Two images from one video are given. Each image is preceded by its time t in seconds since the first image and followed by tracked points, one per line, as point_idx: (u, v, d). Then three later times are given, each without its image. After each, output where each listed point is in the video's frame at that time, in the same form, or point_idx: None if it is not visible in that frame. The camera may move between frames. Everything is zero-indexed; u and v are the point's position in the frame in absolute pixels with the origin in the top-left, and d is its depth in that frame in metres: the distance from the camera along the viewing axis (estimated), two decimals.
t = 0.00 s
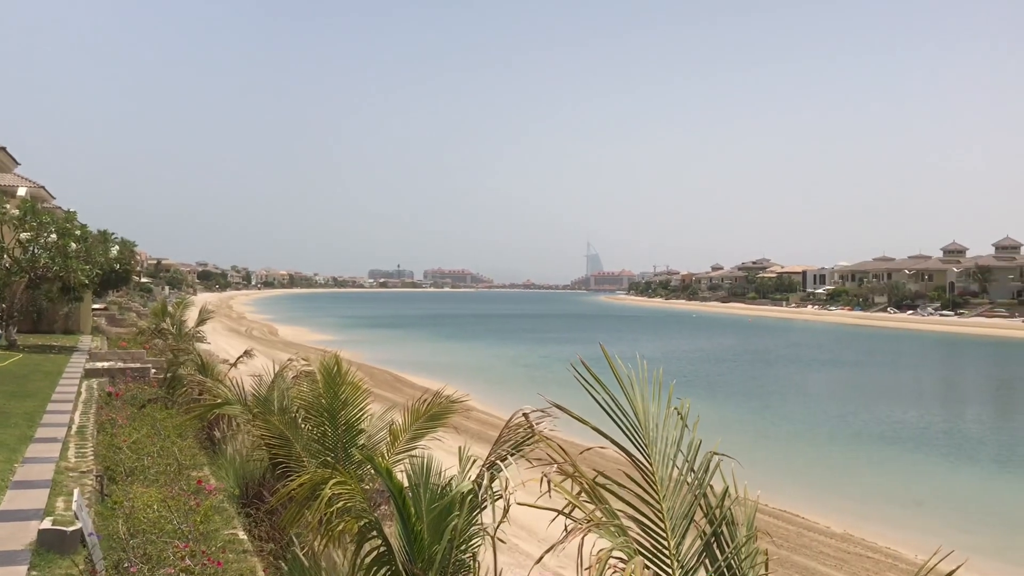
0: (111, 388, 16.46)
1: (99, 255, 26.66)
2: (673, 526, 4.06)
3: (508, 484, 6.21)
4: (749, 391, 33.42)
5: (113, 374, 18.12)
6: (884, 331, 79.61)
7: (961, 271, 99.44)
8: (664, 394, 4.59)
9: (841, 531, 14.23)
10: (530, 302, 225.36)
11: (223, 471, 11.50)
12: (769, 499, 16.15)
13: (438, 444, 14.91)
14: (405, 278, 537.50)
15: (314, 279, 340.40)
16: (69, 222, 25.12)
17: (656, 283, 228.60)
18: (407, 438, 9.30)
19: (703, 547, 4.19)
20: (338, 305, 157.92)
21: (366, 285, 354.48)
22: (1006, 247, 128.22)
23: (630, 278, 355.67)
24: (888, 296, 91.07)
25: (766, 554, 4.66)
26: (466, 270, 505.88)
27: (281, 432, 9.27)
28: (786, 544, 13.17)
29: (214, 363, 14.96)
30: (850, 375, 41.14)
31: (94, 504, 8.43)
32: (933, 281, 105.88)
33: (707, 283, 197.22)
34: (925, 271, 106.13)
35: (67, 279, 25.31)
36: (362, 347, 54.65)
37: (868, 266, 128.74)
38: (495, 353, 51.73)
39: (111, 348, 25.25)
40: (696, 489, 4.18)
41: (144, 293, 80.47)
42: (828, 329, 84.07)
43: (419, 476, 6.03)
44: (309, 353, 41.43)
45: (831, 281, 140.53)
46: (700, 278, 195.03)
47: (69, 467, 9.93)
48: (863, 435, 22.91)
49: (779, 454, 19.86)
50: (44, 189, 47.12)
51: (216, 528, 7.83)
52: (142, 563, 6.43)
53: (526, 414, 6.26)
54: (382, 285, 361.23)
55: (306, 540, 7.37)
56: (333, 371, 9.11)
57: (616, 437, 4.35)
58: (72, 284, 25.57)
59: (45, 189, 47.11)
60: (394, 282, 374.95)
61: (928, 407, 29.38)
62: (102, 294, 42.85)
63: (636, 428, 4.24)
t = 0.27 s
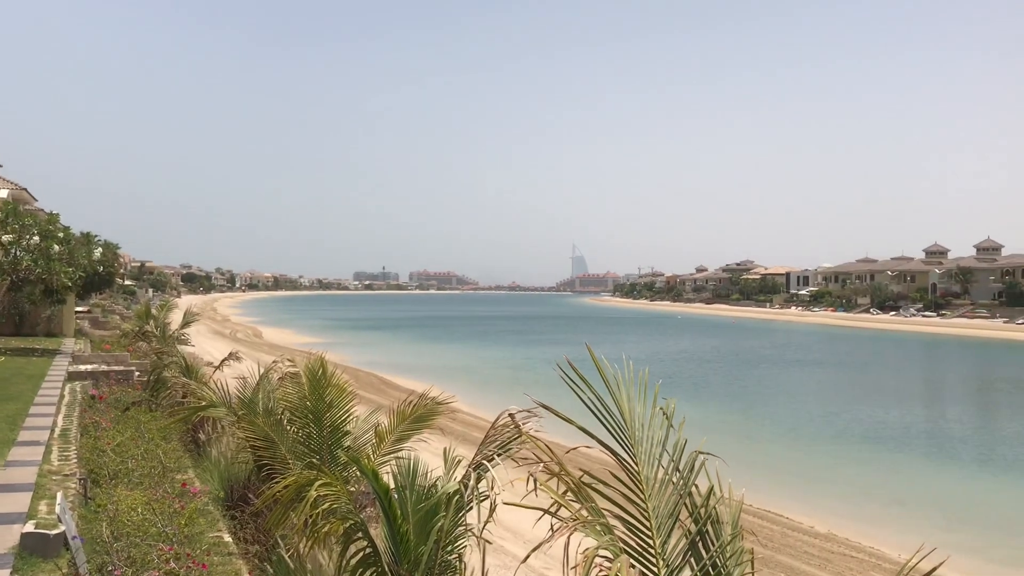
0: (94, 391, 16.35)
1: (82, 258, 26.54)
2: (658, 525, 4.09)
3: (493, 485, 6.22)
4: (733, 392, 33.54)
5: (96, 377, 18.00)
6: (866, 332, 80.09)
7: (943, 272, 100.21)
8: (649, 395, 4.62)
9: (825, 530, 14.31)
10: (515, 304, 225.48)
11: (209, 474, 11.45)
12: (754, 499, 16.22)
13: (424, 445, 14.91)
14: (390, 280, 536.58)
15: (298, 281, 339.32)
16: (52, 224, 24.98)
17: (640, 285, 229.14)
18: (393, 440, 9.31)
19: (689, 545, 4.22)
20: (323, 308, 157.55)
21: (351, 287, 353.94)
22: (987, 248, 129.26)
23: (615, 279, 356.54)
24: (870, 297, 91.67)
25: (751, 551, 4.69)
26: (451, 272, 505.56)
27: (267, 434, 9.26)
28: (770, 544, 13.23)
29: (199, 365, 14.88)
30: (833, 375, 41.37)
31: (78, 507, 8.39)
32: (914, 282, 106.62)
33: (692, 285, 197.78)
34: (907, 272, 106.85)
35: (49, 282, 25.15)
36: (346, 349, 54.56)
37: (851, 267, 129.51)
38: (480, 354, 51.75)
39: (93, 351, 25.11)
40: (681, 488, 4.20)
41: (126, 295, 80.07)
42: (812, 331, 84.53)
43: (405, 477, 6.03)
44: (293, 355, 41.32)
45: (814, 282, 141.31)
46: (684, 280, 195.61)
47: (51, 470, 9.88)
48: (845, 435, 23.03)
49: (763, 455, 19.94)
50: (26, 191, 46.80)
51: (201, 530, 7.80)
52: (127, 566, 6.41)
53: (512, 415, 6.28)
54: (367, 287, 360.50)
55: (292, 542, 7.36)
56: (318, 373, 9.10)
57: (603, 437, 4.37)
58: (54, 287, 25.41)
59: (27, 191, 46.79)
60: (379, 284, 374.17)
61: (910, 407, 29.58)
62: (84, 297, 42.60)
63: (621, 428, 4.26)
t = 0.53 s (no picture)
0: (83, 391, 16.29)
1: (70, 258, 26.44)
2: (647, 523, 4.10)
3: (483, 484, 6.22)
4: (724, 391, 33.58)
5: (85, 378, 17.93)
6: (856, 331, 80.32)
7: (932, 271, 100.68)
8: (638, 393, 4.63)
9: (815, 529, 14.33)
10: (506, 304, 225.69)
11: (198, 475, 11.41)
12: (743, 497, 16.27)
13: (414, 444, 14.86)
14: (382, 281, 535.91)
15: (289, 281, 338.36)
16: (40, 224, 24.87)
17: (631, 285, 229.28)
18: (382, 440, 9.30)
19: (678, 543, 4.22)
20: (314, 309, 157.35)
21: (343, 288, 353.45)
22: (975, 247, 129.84)
23: (606, 279, 356.87)
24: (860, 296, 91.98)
25: (740, 549, 4.71)
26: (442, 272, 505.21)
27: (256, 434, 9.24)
28: (761, 543, 13.26)
29: (188, 366, 14.84)
30: (822, 375, 41.47)
31: (66, 508, 8.35)
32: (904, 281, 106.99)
33: (682, 285, 198.01)
34: (896, 272, 107.30)
35: (38, 282, 25.03)
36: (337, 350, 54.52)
37: (841, 267, 129.89)
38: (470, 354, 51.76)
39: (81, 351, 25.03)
40: (669, 486, 4.21)
41: (116, 296, 79.81)
42: (800, 330, 84.77)
43: (395, 478, 6.03)
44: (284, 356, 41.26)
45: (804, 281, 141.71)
46: (675, 280, 195.84)
47: (39, 471, 9.84)
48: (835, 434, 23.07)
49: (753, 454, 19.98)
50: (14, 192, 46.56)
51: (190, 531, 7.78)
52: (115, 566, 6.38)
53: (502, 414, 6.28)
54: (358, 287, 359.91)
55: (281, 542, 7.34)
56: (307, 373, 9.08)
57: (592, 436, 4.38)
58: (43, 287, 25.30)
59: (14, 192, 46.55)
60: (370, 284, 374.13)
61: (899, 406, 29.68)
62: (73, 298, 42.43)
63: (610, 427, 4.26)
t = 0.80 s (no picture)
0: (70, 391, 16.21)
1: (58, 257, 26.31)
2: (635, 521, 4.11)
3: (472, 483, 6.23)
4: (712, 390, 33.63)
5: (72, 377, 17.85)
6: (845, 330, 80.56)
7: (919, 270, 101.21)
8: (626, 392, 4.65)
9: (803, 527, 14.38)
10: (496, 303, 225.53)
11: (187, 474, 11.39)
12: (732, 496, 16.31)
13: (403, 443, 14.84)
14: (372, 280, 535.07)
15: (279, 281, 337.42)
16: (27, 223, 24.75)
17: (621, 284, 229.38)
18: (371, 439, 9.31)
19: (666, 541, 4.23)
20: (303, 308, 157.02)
21: (333, 287, 352.78)
22: (963, 247, 130.47)
23: (596, 279, 356.94)
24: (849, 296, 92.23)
25: (728, 546, 4.73)
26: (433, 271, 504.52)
27: (244, 433, 9.23)
28: (750, 541, 13.29)
29: (176, 365, 14.78)
30: (811, 373, 41.57)
31: (53, 508, 8.32)
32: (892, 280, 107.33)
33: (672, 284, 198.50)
34: (884, 271, 107.79)
35: (25, 281, 24.90)
36: (327, 349, 54.36)
37: (829, 266, 130.26)
38: (460, 353, 51.72)
39: (69, 351, 24.91)
40: (657, 483, 4.22)
41: (105, 296, 79.41)
42: (789, 329, 84.98)
43: (383, 476, 6.03)
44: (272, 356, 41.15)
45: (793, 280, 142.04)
46: (664, 279, 196.01)
47: (26, 471, 9.79)
48: (823, 432, 23.14)
49: (741, 452, 20.04)
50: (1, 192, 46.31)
51: (179, 530, 7.77)
52: (103, 566, 6.36)
53: (491, 412, 6.30)
54: (348, 287, 359.19)
55: (270, 542, 7.33)
56: (296, 372, 9.07)
57: (579, 434, 4.39)
58: (30, 287, 25.18)
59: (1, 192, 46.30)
60: (360, 283, 373.32)
61: (888, 405, 29.78)
62: (60, 297, 42.22)
63: (598, 424, 4.27)
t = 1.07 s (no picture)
0: (58, 390, 16.14)
1: (45, 257, 26.21)
2: (626, 518, 4.10)
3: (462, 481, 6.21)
4: (701, 388, 33.70)
5: (60, 376, 17.78)
6: (834, 329, 80.82)
7: (908, 270, 101.64)
8: (617, 389, 4.65)
9: (793, 525, 14.40)
10: (486, 302, 225.50)
11: (175, 473, 11.34)
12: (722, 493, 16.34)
13: (392, 442, 14.82)
14: (361, 280, 534.07)
15: (268, 280, 336.34)
16: (14, 223, 24.64)
17: (611, 283, 229.64)
18: (361, 438, 9.30)
19: (656, 537, 4.23)
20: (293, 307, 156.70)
21: (322, 286, 351.99)
22: (951, 247, 131.09)
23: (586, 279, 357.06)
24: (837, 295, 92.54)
25: (719, 545, 4.72)
26: (423, 270, 503.86)
27: (233, 433, 9.22)
28: (740, 539, 13.32)
29: (164, 364, 14.71)
30: (800, 372, 41.68)
31: (40, 508, 8.27)
32: (880, 279, 107.73)
33: (662, 283, 198.95)
34: (873, 270, 108.21)
35: (12, 281, 24.77)
36: (316, 348, 54.19)
37: (818, 265, 130.65)
38: (450, 352, 51.72)
39: (57, 350, 24.79)
40: (647, 480, 4.22)
41: (92, 295, 79.04)
42: (778, 328, 85.21)
43: (373, 474, 6.02)
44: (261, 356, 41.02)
45: (782, 279, 142.45)
46: (654, 279, 196.30)
47: (12, 470, 9.75)
48: (812, 430, 23.22)
49: (729, 449, 20.10)
50: None
51: (167, 530, 7.73)
52: (90, 566, 6.31)
53: (480, 409, 6.29)
54: (338, 286, 358.44)
55: (259, 542, 7.31)
56: (286, 370, 9.02)
57: (570, 432, 4.38)
58: (17, 286, 25.07)
59: None
60: (350, 283, 373.14)
61: (876, 403, 29.90)
62: (48, 296, 42.00)
63: (589, 423, 4.26)
